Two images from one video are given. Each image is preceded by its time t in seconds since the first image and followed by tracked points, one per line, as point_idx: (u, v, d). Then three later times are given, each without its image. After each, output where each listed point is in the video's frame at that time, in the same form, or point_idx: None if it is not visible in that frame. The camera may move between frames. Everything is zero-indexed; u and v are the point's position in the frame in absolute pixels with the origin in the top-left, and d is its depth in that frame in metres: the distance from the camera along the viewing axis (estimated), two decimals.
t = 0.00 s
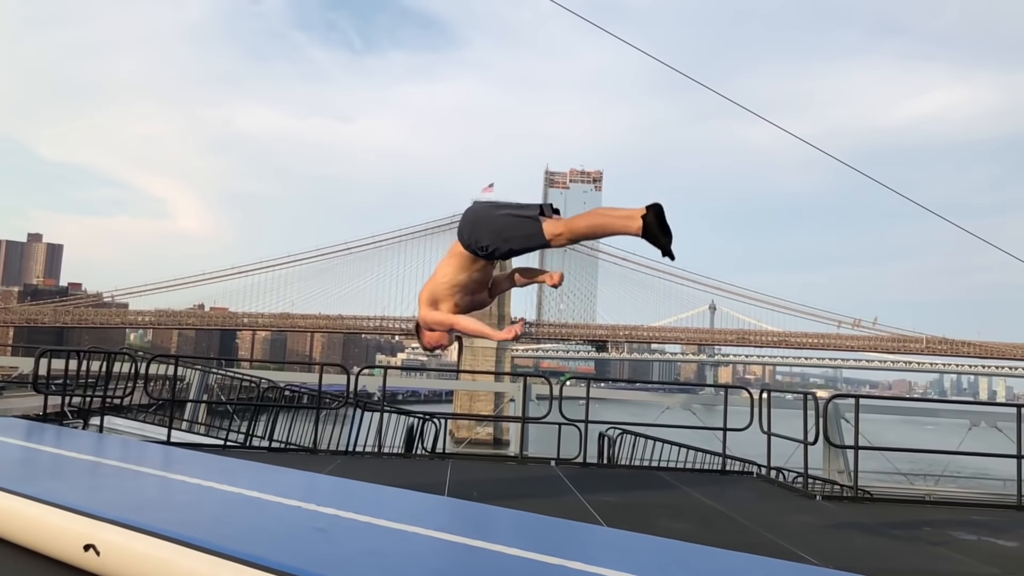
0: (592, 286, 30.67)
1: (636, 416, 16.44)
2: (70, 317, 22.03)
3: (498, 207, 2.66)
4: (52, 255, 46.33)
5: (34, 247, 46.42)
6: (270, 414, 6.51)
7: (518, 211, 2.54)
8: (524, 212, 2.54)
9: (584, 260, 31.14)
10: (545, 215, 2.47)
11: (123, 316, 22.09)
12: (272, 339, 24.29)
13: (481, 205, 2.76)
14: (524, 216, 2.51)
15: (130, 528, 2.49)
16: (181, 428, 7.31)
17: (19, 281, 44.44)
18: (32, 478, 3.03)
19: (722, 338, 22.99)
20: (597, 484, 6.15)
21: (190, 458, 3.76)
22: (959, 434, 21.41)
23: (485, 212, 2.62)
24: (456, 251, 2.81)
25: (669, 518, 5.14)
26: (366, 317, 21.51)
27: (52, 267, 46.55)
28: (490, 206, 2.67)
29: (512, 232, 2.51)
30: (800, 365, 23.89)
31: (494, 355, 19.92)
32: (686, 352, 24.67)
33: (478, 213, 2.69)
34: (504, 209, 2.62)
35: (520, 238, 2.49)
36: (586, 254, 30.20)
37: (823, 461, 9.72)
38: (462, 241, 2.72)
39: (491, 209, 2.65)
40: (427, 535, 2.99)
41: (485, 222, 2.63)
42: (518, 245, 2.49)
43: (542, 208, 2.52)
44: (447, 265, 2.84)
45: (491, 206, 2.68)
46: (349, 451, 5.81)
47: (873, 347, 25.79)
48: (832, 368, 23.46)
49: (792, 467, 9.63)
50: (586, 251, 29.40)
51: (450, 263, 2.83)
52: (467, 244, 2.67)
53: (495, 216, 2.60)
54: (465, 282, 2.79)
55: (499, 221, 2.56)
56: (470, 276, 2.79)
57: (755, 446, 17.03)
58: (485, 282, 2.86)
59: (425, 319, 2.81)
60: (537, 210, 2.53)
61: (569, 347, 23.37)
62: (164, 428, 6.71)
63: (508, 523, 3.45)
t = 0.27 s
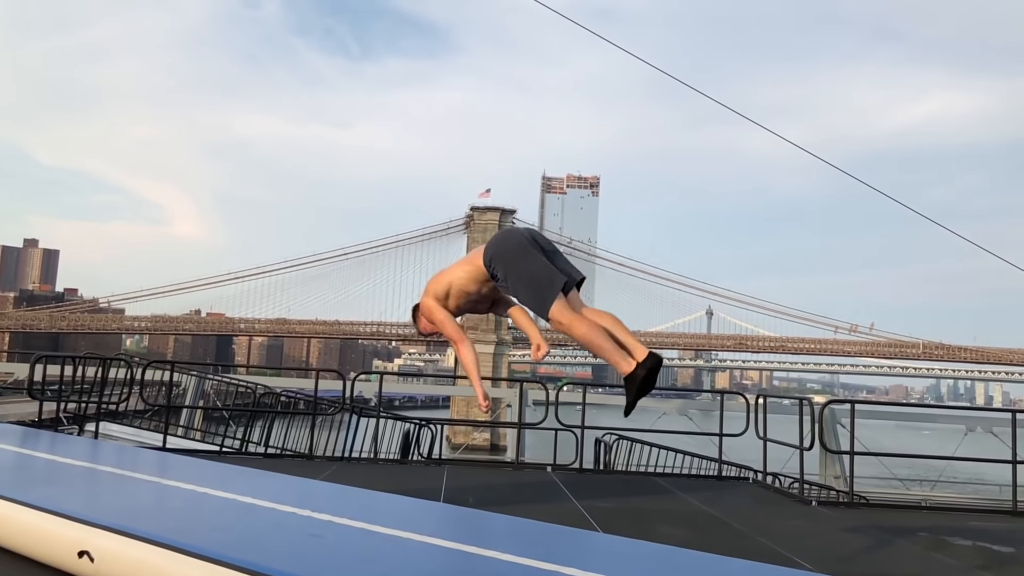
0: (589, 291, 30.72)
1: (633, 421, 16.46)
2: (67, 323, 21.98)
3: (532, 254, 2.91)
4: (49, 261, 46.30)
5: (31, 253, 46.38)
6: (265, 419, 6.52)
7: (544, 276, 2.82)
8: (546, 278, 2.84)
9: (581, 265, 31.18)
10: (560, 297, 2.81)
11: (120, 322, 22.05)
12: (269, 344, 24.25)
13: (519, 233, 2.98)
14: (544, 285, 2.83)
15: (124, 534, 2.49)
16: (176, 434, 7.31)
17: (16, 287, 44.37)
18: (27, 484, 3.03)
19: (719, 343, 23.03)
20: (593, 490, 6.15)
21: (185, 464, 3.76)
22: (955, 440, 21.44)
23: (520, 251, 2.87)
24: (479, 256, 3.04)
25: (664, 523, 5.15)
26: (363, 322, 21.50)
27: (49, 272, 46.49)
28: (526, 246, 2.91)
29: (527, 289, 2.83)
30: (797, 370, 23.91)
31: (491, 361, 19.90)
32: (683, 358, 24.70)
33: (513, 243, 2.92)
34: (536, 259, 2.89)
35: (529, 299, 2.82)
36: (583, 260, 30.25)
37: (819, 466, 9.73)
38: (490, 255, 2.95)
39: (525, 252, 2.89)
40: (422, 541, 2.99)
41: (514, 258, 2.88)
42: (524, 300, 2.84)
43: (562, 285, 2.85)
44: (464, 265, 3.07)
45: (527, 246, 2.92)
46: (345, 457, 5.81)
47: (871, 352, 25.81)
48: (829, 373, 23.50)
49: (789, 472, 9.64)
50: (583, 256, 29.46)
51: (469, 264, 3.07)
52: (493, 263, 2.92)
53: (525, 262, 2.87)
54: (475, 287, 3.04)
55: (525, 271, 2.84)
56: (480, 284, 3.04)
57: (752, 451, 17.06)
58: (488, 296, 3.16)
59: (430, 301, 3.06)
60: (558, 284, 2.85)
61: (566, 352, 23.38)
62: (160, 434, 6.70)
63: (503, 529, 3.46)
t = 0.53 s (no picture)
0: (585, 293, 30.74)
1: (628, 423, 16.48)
2: (61, 323, 21.87)
3: (555, 326, 3.26)
4: (44, 261, 46.09)
5: (26, 253, 46.17)
6: (260, 420, 6.50)
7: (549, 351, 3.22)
8: (552, 351, 3.24)
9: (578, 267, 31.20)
10: (551, 376, 3.23)
11: (115, 322, 21.95)
12: (265, 345, 24.17)
13: (563, 299, 3.30)
14: (543, 356, 3.22)
15: (118, 534, 2.49)
16: (170, 434, 7.28)
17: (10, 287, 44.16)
18: (21, 484, 3.03)
19: (714, 345, 23.06)
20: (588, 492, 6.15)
21: (179, 464, 3.76)
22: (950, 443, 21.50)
23: (547, 318, 3.24)
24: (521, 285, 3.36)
25: (659, 525, 5.15)
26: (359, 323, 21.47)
27: (44, 271, 46.28)
28: (556, 315, 3.27)
29: (531, 349, 3.23)
30: (793, 373, 23.95)
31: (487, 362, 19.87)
32: (679, 360, 24.72)
33: (547, 302, 3.26)
34: (557, 332, 3.26)
35: (527, 357, 3.21)
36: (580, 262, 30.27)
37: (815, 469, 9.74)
38: (528, 295, 3.28)
39: (549, 321, 3.25)
40: (416, 542, 2.99)
41: (540, 318, 3.24)
42: (522, 352, 3.24)
43: (562, 366, 3.25)
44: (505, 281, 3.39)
45: (556, 313, 3.29)
46: (339, 458, 5.80)
47: (867, 355, 25.86)
48: (824, 376, 23.55)
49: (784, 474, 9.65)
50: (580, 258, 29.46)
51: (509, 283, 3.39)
52: (525, 304, 3.27)
53: (546, 327, 3.24)
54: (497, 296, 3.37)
55: (537, 336, 3.22)
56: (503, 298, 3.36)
57: (747, 454, 17.07)
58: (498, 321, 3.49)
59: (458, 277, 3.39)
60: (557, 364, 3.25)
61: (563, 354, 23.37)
62: (154, 434, 6.68)
63: (497, 530, 3.46)
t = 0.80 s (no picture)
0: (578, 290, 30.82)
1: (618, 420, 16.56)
2: (52, 316, 21.75)
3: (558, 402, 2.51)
4: (34, 254, 45.86)
5: (17, 245, 45.86)
6: (250, 415, 6.50)
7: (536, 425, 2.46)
8: (541, 431, 2.49)
9: (571, 264, 31.25)
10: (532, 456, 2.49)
11: (106, 315, 21.85)
12: (256, 340, 24.16)
13: (580, 378, 2.54)
14: (530, 431, 2.48)
15: (107, 529, 2.50)
16: (160, 429, 7.27)
17: None
18: (9, 478, 3.03)
19: (705, 343, 23.17)
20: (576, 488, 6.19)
21: (169, 458, 3.77)
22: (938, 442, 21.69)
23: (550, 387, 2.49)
24: (535, 334, 2.62)
25: (648, 522, 5.18)
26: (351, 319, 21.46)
27: (35, 263, 46.03)
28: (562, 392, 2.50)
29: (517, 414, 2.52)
30: (783, 371, 24.08)
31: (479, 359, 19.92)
32: (670, 357, 24.83)
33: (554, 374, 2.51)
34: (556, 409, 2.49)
35: (516, 421, 2.50)
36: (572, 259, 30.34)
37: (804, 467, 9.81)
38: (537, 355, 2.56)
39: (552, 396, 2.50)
40: (405, 538, 3.01)
41: (541, 385, 2.51)
42: (513, 416, 2.52)
43: (545, 449, 2.49)
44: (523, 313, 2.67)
45: (566, 393, 2.54)
46: (330, 453, 5.80)
47: (856, 354, 26.04)
48: (814, 374, 23.71)
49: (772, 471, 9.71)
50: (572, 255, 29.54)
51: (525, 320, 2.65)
52: (529, 364, 2.55)
53: (547, 403, 2.51)
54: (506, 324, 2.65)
55: (533, 400, 2.49)
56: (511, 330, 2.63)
57: (737, 451, 17.19)
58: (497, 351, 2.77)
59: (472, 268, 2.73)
60: (541, 446, 2.49)
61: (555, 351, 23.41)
62: (143, 429, 6.68)
63: (487, 526, 3.47)
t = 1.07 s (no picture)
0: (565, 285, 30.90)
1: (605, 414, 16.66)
2: (34, 313, 21.52)
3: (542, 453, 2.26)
4: (16, 251, 45.29)
5: None
6: (236, 412, 6.49)
7: (516, 477, 2.20)
8: (524, 482, 2.23)
9: (558, 259, 31.33)
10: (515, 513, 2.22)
11: (89, 312, 21.65)
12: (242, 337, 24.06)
13: (555, 420, 2.29)
14: (507, 484, 2.24)
15: (91, 526, 2.51)
16: (145, 426, 7.25)
17: None
18: None
19: (691, 338, 23.33)
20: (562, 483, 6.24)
21: (154, 456, 3.77)
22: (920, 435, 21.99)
23: (530, 435, 2.24)
24: (527, 371, 2.32)
25: (633, 516, 5.24)
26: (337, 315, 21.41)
27: (17, 260, 45.47)
28: (543, 439, 2.25)
29: (497, 466, 2.26)
30: (769, 365, 24.30)
31: (465, 354, 19.96)
32: (656, 352, 24.97)
33: (537, 422, 2.25)
34: (538, 458, 2.23)
35: (498, 473, 2.25)
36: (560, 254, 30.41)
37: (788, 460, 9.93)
38: (522, 397, 2.29)
39: (535, 447, 2.24)
40: (390, 532, 3.05)
41: (522, 434, 2.25)
42: (496, 470, 2.26)
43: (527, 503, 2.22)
44: (522, 341, 2.36)
45: (545, 438, 2.27)
46: (316, 449, 5.81)
47: (841, 348, 26.31)
48: (800, 369, 23.95)
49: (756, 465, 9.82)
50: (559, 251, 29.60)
51: (522, 351, 2.36)
52: (511, 407, 2.28)
53: (526, 450, 2.24)
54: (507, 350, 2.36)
55: (510, 453, 2.23)
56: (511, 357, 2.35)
57: (722, 445, 17.36)
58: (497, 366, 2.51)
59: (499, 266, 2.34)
60: (523, 500, 2.22)
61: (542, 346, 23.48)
62: (128, 425, 6.65)
63: (473, 520, 3.51)
